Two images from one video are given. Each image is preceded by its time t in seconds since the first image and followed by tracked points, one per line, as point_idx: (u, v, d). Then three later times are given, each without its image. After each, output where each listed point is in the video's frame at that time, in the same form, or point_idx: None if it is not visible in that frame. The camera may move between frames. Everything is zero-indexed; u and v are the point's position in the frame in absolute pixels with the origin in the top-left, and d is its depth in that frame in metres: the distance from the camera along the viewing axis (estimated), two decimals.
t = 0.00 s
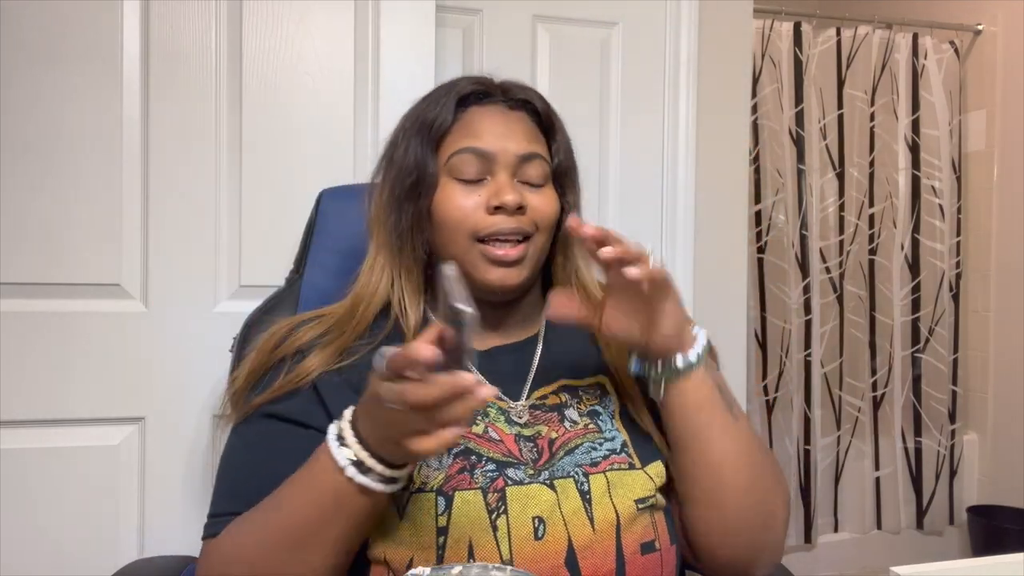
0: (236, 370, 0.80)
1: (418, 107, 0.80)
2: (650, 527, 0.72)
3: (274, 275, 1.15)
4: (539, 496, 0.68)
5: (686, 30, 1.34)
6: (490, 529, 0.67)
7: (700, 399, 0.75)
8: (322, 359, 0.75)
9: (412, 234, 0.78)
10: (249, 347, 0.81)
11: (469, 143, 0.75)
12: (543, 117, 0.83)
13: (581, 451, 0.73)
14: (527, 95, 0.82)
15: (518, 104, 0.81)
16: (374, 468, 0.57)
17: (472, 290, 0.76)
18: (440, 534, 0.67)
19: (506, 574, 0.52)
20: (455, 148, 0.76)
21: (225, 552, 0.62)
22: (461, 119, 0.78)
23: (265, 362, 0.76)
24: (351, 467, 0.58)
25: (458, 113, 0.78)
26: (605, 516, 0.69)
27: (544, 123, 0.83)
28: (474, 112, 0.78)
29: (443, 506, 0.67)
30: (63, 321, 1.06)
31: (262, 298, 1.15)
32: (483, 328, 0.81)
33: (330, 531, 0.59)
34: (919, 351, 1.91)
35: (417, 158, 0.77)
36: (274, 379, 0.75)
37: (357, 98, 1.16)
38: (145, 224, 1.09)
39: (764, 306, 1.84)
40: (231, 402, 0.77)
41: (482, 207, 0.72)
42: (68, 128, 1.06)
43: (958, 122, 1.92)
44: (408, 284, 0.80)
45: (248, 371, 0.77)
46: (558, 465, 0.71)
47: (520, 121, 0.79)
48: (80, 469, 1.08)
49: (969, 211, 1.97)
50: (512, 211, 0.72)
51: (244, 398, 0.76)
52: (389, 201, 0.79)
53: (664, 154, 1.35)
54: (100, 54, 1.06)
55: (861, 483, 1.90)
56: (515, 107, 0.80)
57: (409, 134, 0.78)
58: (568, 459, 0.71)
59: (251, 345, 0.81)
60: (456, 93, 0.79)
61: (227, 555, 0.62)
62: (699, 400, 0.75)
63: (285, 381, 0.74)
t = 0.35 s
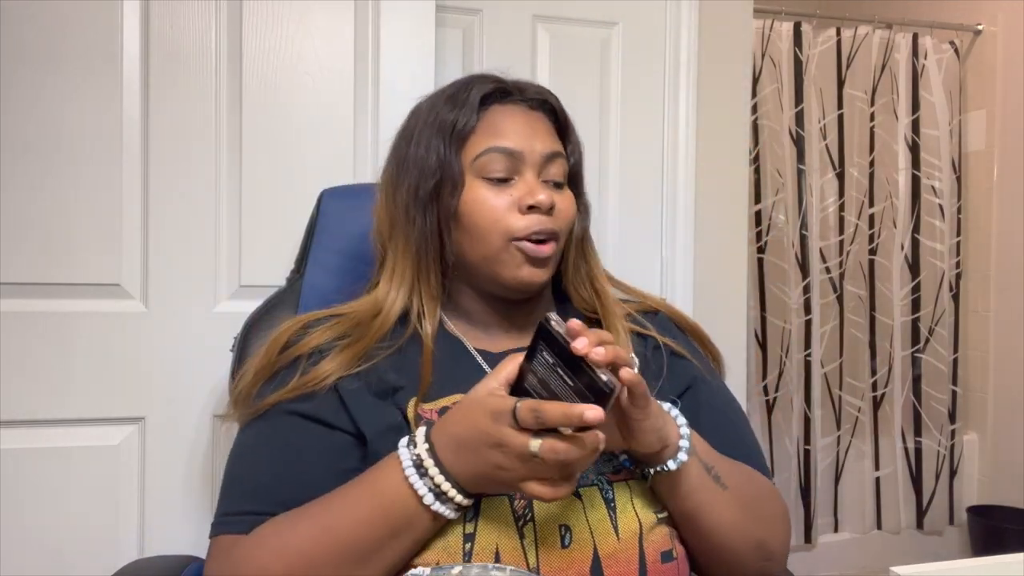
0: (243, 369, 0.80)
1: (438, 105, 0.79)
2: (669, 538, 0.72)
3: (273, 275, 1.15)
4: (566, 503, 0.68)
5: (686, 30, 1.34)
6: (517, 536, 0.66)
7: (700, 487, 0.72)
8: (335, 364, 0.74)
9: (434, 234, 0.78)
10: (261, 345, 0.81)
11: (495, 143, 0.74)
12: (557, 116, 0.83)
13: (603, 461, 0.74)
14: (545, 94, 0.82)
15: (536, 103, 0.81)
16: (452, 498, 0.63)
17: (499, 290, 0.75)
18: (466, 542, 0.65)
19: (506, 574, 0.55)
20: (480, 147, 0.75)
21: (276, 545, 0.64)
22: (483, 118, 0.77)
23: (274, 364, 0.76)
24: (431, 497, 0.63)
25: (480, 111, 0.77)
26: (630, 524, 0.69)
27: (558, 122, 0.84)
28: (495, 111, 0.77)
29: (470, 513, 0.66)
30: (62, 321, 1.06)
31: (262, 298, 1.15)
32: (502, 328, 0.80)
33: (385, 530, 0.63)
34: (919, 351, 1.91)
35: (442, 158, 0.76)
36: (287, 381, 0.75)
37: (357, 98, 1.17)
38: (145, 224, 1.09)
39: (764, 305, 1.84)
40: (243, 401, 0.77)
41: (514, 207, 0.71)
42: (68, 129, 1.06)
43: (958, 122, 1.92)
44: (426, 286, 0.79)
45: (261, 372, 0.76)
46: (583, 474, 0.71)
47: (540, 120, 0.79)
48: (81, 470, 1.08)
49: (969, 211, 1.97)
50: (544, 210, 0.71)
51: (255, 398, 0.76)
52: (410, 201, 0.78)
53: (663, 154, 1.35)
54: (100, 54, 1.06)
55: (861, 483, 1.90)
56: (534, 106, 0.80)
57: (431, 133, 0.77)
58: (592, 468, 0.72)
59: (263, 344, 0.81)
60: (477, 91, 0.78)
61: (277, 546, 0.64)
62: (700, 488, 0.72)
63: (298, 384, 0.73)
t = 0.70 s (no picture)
0: (245, 372, 0.79)
1: (464, 100, 0.77)
2: (679, 547, 0.73)
3: (274, 275, 1.15)
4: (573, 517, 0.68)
5: (686, 30, 1.34)
6: (525, 549, 0.68)
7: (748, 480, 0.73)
8: (340, 373, 0.73)
9: (447, 237, 0.77)
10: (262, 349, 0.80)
11: (519, 150, 0.73)
12: (588, 121, 0.81)
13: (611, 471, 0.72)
14: (578, 99, 0.79)
15: (568, 107, 0.78)
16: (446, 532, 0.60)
17: (507, 301, 0.75)
18: (473, 553, 0.68)
19: (506, 574, 0.52)
20: (503, 154, 0.73)
21: (284, 554, 0.64)
22: (511, 121, 0.74)
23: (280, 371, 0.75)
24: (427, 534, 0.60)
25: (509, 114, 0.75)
26: (637, 537, 0.70)
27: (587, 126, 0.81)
28: (524, 115, 0.74)
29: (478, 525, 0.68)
30: (62, 321, 1.06)
31: (263, 298, 1.15)
32: (508, 333, 0.80)
33: (396, 545, 0.61)
34: (919, 351, 1.91)
35: (462, 159, 0.74)
36: (290, 389, 0.74)
37: (357, 98, 1.17)
38: (145, 223, 1.09)
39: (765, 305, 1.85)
40: (245, 407, 0.76)
41: (532, 222, 0.71)
42: (68, 128, 1.06)
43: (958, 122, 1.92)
44: (435, 289, 0.78)
45: (263, 378, 0.76)
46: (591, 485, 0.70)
47: (569, 127, 0.76)
48: (82, 470, 1.08)
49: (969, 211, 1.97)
50: (563, 229, 0.71)
51: (257, 405, 0.75)
52: (426, 201, 0.77)
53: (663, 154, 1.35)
54: (100, 53, 1.06)
55: (861, 483, 1.91)
56: (564, 110, 0.78)
57: (453, 131, 0.75)
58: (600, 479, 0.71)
59: (264, 348, 0.80)
60: (507, 93, 0.75)
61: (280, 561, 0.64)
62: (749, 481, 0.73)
63: (302, 393, 0.73)
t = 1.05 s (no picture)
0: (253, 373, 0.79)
1: (496, 98, 0.73)
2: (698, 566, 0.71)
3: (273, 275, 1.15)
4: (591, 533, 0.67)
5: (686, 30, 1.34)
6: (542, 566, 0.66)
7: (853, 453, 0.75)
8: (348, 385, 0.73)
9: (474, 241, 0.75)
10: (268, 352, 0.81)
11: (554, 155, 0.70)
12: (621, 123, 0.78)
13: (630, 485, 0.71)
14: (613, 101, 0.76)
15: (603, 109, 0.75)
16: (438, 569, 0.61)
17: (531, 309, 0.75)
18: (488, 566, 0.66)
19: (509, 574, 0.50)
20: (538, 158, 0.71)
21: (302, 560, 0.66)
22: (545, 124, 0.72)
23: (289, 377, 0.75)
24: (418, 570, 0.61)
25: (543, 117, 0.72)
26: (656, 554, 0.68)
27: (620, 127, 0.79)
28: (559, 119, 0.72)
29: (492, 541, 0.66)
30: (62, 321, 1.06)
31: (263, 297, 1.15)
32: (527, 340, 0.79)
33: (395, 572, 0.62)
34: (919, 352, 1.91)
35: (493, 161, 0.72)
36: (298, 397, 0.74)
37: (357, 98, 1.16)
38: (145, 223, 1.09)
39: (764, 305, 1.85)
40: (251, 412, 0.76)
41: (566, 233, 0.69)
42: (69, 128, 1.06)
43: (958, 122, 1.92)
44: (454, 296, 0.78)
45: (270, 385, 0.76)
46: (609, 500, 0.69)
47: (604, 130, 0.74)
48: (82, 470, 1.08)
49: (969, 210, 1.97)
50: (596, 240, 0.69)
51: (264, 412, 0.75)
52: (453, 204, 0.75)
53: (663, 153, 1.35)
54: (101, 52, 1.06)
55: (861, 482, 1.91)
56: (598, 112, 0.75)
57: (484, 132, 0.73)
58: (618, 494, 0.70)
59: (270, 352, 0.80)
60: (541, 94, 0.72)
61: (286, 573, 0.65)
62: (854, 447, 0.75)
63: (311, 403, 0.73)
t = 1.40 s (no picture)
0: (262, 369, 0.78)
1: (510, 94, 0.73)
2: None
3: (274, 275, 1.15)
4: (604, 543, 0.65)
5: (686, 30, 1.34)
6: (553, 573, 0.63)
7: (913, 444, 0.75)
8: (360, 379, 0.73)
9: (486, 241, 0.74)
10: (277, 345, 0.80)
11: (568, 152, 0.71)
12: (635, 120, 0.79)
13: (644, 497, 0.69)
14: (624, 96, 0.77)
15: (618, 104, 0.76)
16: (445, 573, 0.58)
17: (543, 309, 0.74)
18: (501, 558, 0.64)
19: (506, 574, 0.50)
20: (552, 154, 0.71)
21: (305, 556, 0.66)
22: (559, 119, 0.72)
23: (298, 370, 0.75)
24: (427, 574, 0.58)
25: (557, 112, 0.72)
26: (667, 567, 0.67)
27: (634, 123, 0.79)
28: (573, 113, 0.72)
29: (503, 548, 0.64)
30: (62, 321, 1.06)
31: (263, 297, 1.15)
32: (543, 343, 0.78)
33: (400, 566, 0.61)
34: (919, 351, 1.91)
35: (506, 157, 0.72)
36: (308, 389, 0.74)
37: (357, 98, 1.16)
38: (145, 224, 1.09)
39: (765, 305, 1.85)
40: (257, 402, 0.75)
41: (580, 231, 0.69)
42: (68, 129, 1.06)
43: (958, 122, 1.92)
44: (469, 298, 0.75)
45: (278, 375, 0.75)
46: (623, 511, 0.67)
47: (618, 125, 0.74)
48: (82, 470, 1.08)
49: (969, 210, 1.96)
50: (609, 237, 0.70)
51: (271, 403, 0.74)
52: (465, 203, 0.74)
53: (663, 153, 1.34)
54: (101, 53, 1.06)
55: (861, 482, 1.91)
56: (613, 108, 0.75)
57: (497, 128, 0.72)
58: (632, 506, 0.68)
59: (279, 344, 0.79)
60: (555, 89, 0.72)
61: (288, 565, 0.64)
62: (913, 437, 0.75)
63: (321, 393, 0.72)
